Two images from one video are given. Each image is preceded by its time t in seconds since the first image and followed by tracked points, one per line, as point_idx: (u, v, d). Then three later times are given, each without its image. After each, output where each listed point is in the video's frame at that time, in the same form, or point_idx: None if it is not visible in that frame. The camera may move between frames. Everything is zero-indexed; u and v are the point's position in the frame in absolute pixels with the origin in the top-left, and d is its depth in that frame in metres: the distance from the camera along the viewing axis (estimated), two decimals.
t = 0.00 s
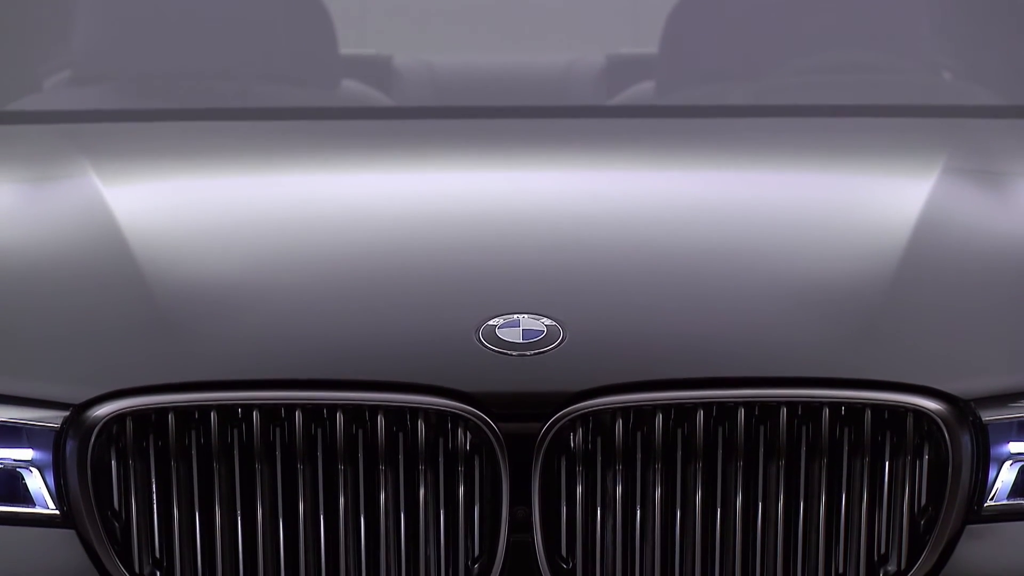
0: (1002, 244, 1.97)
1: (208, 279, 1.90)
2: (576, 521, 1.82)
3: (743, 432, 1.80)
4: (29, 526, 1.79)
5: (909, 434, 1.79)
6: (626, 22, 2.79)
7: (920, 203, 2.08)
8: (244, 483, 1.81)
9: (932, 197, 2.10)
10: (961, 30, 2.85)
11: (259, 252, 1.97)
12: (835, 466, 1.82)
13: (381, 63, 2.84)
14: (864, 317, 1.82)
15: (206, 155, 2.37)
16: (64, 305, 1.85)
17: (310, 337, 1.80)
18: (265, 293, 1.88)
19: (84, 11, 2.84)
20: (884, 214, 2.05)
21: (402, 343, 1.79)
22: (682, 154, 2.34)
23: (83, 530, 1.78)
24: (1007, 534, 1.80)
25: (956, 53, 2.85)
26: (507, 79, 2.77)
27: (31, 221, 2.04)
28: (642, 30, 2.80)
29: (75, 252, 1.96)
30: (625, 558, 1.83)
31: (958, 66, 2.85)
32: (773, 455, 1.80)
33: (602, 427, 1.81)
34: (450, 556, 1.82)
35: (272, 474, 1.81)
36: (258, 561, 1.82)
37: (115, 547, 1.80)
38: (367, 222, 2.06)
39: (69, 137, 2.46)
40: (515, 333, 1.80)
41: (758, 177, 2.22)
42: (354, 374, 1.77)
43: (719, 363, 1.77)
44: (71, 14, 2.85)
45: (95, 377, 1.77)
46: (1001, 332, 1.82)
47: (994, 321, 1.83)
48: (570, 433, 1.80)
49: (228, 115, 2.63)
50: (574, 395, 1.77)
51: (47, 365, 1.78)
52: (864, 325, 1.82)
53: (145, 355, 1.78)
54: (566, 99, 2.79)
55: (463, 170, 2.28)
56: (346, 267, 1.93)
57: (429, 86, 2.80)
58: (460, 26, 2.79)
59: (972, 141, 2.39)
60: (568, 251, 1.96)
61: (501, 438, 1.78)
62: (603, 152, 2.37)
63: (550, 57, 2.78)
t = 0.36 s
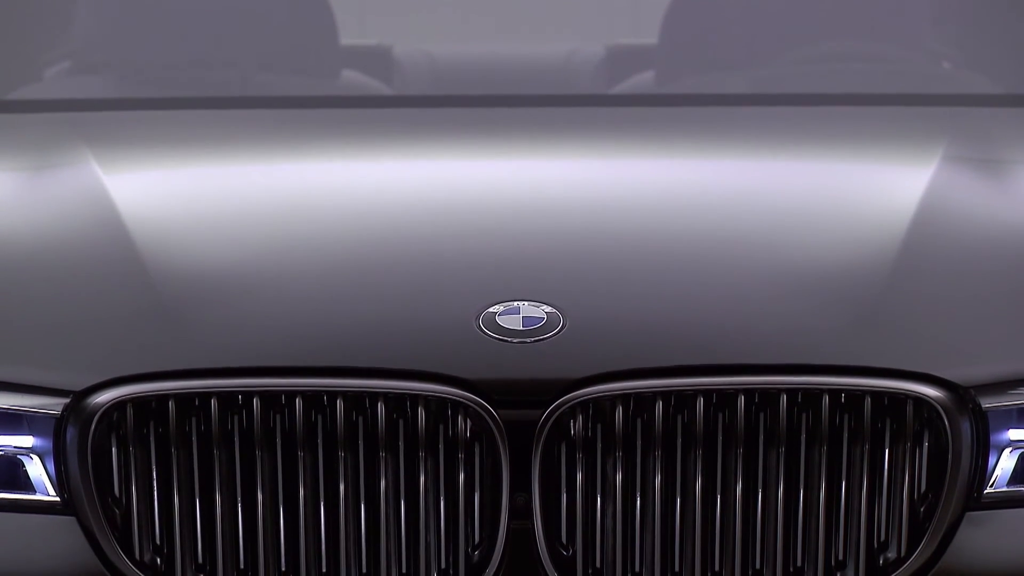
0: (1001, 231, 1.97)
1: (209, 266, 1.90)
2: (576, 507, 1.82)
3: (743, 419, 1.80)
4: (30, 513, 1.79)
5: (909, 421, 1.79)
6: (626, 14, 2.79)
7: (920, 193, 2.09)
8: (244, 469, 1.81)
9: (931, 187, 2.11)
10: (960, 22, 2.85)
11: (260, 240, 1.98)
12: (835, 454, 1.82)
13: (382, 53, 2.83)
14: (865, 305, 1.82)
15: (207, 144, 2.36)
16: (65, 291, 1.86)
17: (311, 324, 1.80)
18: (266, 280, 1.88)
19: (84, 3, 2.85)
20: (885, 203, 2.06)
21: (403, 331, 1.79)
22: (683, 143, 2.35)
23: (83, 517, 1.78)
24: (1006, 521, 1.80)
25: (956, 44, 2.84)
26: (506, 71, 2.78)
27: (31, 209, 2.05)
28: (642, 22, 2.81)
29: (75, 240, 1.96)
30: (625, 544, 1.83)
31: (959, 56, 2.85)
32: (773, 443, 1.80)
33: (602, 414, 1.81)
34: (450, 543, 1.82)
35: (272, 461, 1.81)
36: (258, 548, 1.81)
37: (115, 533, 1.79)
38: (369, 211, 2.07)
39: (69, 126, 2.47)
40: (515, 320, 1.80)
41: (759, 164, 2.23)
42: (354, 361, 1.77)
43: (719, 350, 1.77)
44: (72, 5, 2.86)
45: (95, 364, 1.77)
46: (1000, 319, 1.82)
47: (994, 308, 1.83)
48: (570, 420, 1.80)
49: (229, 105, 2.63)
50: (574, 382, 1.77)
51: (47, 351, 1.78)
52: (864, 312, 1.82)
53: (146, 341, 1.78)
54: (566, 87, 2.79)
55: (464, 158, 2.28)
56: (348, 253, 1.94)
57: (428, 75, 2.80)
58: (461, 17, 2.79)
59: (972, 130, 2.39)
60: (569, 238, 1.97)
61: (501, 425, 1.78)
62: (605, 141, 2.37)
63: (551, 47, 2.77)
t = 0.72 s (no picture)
0: (1002, 220, 1.97)
1: (210, 255, 1.91)
2: (577, 496, 1.82)
3: (744, 409, 1.80)
4: (31, 501, 1.79)
5: (909, 410, 1.79)
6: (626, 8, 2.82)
7: (920, 182, 2.09)
8: (246, 458, 1.81)
9: (931, 177, 2.11)
10: (960, 17, 2.86)
11: (261, 229, 1.98)
12: (836, 443, 1.81)
13: (383, 45, 2.83)
14: (865, 295, 1.83)
15: (208, 135, 2.37)
16: (66, 279, 1.86)
17: (311, 312, 1.81)
18: (268, 269, 1.88)
19: None
20: (886, 192, 2.06)
21: (403, 320, 1.79)
22: (683, 132, 2.35)
23: (83, 505, 1.78)
24: (1007, 509, 1.79)
25: (955, 35, 2.85)
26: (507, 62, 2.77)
27: (32, 199, 2.05)
28: (643, 16, 2.83)
29: (77, 229, 1.97)
30: (625, 533, 1.82)
31: (959, 47, 2.86)
32: (773, 432, 1.80)
33: (603, 404, 1.81)
34: (450, 532, 1.82)
35: (273, 450, 1.81)
36: (258, 536, 1.81)
37: (115, 522, 1.79)
38: (370, 200, 2.07)
39: (70, 117, 2.47)
40: (515, 309, 1.80)
41: (759, 153, 2.23)
42: (354, 350, 1.77)
43: (720, 339, 1.77)
44: None
45: (97, 353, 1.77)
46: (1001, 307, 1.82)
47: (994, 297, 1.83)
48: (571, 409, 1.80)
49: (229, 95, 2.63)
50: (574, 371, 1.77)
51: (48, 340, 1.79)
52: (864, 301, 1.82)
53: (147, 330, 1.78)
54: (568, 78, 2.78)
55: (465, 148, 2.28)
56: (349, 242, 1.94)
57: (428, 66, 2.80)
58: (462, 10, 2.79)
59: (973, 120, 2.39)
60: (571, 228, 1.97)
61: (501, 414, 1.77)
62: (606, 131, 2.37)
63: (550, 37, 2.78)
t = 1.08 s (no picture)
0: (1001, 209, 1.98)
1: (211, 245, 1.91)
2: (577, 485, 1.82)
3: (744, 397, 1.80)
4: (31, 490, 1.79)
5: (908, 398, 1.79)
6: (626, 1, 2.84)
7: (920, 172, 2.09)
8: (245, 447, 1.81)
9: (930, 167, 2.11)
10: (958, 11, 2.87)
11: (261, 218, 1.99)
12: (836, 432, 1.81)
13: (383, 37, 2.84)
14: (864, 284, 1.83)
15: (208, 125, 2.37)
16: (66, 267, 1.87)
17: (312, 302, 1.81)
18: (269, 258, 1.89)
19: None
20: (886, 182, 2.06)
21: (404, 309, 1.79)
22: (683, 122, 2.36)
23: (83, 494, 1.78)
24: (1007, 498, 1.79)
25: (954, 28, 2.86)
26: (506, 54, 2.77)
27: (32, 189, 2.05)
28: (644, 8, 2.84)
29: (77, 218, 1.97)
30: (625, 521, 1.82)
31: (959, 40, 2.86)
32: (773, 421, 1.80)
33: (603, 393, 1.81)
34: (450, 521, 1.82)
35: (273, 438, 1.81)
36: (258, 525, 1.81)
37: (116, 511, 1.79)
38: (370, 190, 2.07)
39: (70, 106, 2.47)
40: (516, 298, 1.80)
41: (759, 143, 2.24)
42: (354, 339, 1.77)
43: (720, 328, 1.77)
44: None
45: (97, 341, 1.77)
46: (1001, 297, 1.82)
47: (994, 286, 1.83)
48: (571, 398, 1.80)
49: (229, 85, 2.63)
50: (575, 359, 1.77)
51: (48, 327, 1.79)
52: (864, 290, 1.82)
53: (147, 320, 1.78)
54: (569, 69, 2.76)
55: (465, 138, 2.28)
56: (350, 231, 1.94)
57: (429, 57, 2.79)
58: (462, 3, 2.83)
59: (973, 110, 2.39)
60: (571, 216, 1.98)
61: (501, 404, 1.78)
62: (606, 121, 2.37)
63: (551, 30, 2.79)
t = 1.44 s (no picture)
0: (1001, 200, 1.98)
1: (211, 235, 1.91)
2: (578, 475, 1.82)
3: (744, 388, 1.80)
4: (31, 481, 1.78)
5: (908, 389, 1.79)
6: None
7: (920, 162, 2.10)
8: (246, 437, 1.81)
9: (930, 157, 2.12)
10: (958, 5, 2.88)
11: (261, 209, 1.99)
12: (836, 422, 1.82)
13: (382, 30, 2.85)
14: (864, 274, 1.83)
15: (209, 116, 2.37)
16: (67, 257, 1.87)
17: (313, 292, 1.81)
18: (270, 248, 1.89)
19: None
20: (886, 173, 2.06)
21: (404, 299, 1.79)
22: (683, 113, 2.36)
23: (83, 484, 1.78)
24: (1008, 489, 1.79)
25: (954, 21, 2.87)
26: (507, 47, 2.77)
27: (33, 179, 2.06)
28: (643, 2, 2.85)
29: (78, 209, 1.97)
30: (626, 512, 1.82)
31: (959, 33, 2.87)
32: (774, 411, 1.80)
33: (604, 383, 1.81)
34: (451, 511, 1.82)
35: (274, 429, 1.81)
36: (259, 516, 1.81)
37: (116, 501, 1.79)
38: (371, 180, 2.08)
39: (71, 98, 2.47)
40: (517, 288, 1.80)
41: (759, 134, 2.24)
42: (355, 329, 1.77)
43: (720, 318, 1.77)
44: None
45: (98, 331, 1.77)
46: (1000, 287, 1.82)
47: (994, 277, 1.83)
48: (572, 388, 1.80)
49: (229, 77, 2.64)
50: (575, 350, 1.77)
51: (50, 317, 1.79)
52: (864, 280, 1.82)
53: (149, 310, 1.79)
54: (568, 61, 2.76)
55: (464, 129, 2.29)
56: (350, 221, 1.95)
57: (429, 49, 2.80)
58: None
59: (973, 102, 2.40)
60: (571, 206, 1.98)
61: (502, 394, 1.77)
62: (606, 112, 2.37)
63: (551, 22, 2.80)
